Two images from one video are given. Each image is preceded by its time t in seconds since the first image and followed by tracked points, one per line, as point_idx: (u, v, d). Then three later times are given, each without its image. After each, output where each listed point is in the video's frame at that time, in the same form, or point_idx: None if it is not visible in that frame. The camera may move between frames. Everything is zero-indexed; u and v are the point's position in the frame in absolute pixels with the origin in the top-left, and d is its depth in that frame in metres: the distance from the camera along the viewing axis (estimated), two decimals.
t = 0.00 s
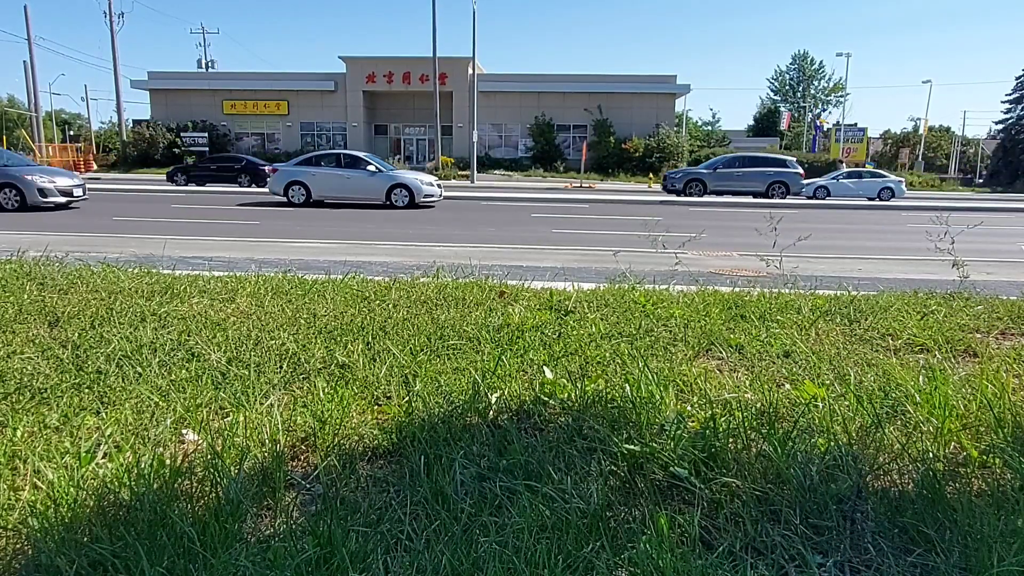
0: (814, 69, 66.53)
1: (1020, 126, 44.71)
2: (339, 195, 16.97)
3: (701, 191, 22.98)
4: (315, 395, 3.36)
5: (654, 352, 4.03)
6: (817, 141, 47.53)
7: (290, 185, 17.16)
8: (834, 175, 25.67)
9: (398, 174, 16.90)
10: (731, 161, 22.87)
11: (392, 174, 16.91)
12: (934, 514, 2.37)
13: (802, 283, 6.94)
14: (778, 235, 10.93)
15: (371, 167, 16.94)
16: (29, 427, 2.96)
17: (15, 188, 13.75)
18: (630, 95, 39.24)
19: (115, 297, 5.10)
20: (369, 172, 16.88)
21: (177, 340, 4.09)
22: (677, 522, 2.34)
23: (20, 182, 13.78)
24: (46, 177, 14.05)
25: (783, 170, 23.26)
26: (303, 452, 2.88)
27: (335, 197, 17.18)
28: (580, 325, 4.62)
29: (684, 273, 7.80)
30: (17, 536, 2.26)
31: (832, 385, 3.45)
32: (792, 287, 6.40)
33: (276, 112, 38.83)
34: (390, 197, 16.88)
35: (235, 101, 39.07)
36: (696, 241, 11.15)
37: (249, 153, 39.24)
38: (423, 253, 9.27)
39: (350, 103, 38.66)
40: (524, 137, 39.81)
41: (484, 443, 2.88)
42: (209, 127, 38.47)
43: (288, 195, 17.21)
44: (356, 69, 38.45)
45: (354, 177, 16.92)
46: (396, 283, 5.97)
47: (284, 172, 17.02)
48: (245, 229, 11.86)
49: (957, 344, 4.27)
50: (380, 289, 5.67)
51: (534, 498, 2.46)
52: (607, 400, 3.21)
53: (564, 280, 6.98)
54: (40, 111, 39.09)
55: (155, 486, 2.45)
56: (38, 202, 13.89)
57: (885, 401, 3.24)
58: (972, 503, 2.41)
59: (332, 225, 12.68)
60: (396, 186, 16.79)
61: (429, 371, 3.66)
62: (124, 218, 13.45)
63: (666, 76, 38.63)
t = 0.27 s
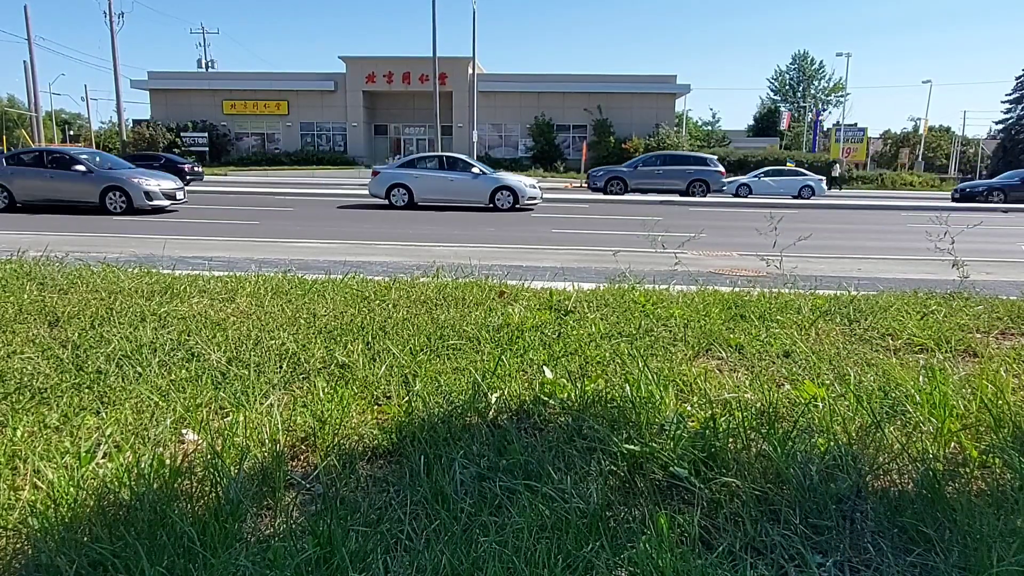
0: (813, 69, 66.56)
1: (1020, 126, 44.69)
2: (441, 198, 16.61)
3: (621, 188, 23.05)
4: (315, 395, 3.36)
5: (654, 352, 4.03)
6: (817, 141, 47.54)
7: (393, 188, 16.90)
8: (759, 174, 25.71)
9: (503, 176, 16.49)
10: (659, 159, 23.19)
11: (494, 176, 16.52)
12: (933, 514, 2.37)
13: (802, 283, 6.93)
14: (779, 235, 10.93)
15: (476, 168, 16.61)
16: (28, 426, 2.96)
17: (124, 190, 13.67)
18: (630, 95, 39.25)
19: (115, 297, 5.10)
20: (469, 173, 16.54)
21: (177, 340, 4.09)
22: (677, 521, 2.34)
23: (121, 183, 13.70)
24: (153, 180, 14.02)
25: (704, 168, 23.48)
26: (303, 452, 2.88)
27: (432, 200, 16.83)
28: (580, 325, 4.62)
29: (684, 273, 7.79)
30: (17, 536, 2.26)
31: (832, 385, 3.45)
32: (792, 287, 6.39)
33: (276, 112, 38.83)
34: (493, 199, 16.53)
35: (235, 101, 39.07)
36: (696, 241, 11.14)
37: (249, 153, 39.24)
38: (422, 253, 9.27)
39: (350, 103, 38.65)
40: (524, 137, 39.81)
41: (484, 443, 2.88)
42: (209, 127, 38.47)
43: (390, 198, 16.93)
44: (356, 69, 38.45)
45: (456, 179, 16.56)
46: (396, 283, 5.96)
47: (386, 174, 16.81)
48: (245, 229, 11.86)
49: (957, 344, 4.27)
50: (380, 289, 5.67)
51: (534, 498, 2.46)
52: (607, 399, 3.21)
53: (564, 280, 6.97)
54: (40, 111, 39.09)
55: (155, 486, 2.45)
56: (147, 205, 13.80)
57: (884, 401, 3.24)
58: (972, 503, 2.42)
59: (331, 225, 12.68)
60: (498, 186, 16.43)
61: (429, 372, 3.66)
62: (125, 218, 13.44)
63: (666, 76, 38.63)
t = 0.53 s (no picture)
0: (813, 69, 66.59)
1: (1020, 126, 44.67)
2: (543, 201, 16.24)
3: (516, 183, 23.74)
4: (315, 395, 3.36)
5: (654, 352, 4.02)
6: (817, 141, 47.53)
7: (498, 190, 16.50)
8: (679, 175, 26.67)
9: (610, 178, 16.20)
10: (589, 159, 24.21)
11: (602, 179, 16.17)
12: (934, 514, 2.36)
13: (802, 283, 6.92)
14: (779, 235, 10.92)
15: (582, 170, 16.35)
16: (28, 427, 2.96)
17: (232, 193, 13.60)
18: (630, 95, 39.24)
19: (115, 297, 5.10)
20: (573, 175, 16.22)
21: (177, 340, 4.09)
22: (677, 521, 2.34)
23: (227, 186, 13.64)
24: (257, 181, 13.99)
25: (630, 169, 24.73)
26: (303, 452, 2.88)
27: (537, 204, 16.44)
28: (580, 325, 4.62)
29: (684, 273, 7.79)
30: (17, 536, 2.26)
31: (832, 385, 3.44)
32: (793, 287, 6.39)
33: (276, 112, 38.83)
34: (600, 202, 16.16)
35: (235, 101, 39.07)
36: (696, 241, 11.14)
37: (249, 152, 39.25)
38: (422, 253, 9.26)
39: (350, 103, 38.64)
40: (524, 137, 39.80)
41: (484, 443, 2.88)
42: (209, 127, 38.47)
43: (493, 200, 16.57)
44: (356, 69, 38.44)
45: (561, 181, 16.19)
46: (396, 283, 5.96)
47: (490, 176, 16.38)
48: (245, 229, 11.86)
49: (957, 344, 4.26)
50: (380, 290, 5.67)
51: (534, 498, 2.46)
52: (607, 399, 3.20)
53: (564, 280, 6.97)
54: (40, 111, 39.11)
55: (155, 486, 2.45)
56: (253, 208, 13.76)
57: (885, 401, 3.24)
58: (972, 503, 2.41)
59: (331, 225, 12.67)
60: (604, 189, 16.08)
61: (429, 372, 3.66)
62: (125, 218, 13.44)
63: (666, 76, 38.63)
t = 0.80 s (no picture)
0: (813, 69, 66.65)
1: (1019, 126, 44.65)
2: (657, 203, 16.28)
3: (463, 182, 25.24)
4: (315, 395, 3.36)
5: (654, 352, 4.03)
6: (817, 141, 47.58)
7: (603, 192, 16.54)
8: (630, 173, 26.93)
9: (714, 183, 16.34)
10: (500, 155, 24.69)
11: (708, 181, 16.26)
12: (934, 515, 2.37)
13: (802, 283, 6.94)
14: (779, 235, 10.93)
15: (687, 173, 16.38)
16: (28, 426, 2.96)
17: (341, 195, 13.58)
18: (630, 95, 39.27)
19: (115, 297, 5.10)
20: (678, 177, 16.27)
21: (177, 340, 4.09)
22: (677, 521, 2.34)
23: (340, 188, 13.63)
24: (366, 185, 14.04)
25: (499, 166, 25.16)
26: (303, 452, 2.88)
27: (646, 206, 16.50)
28: (580, 325, 4.63)
29: (684, 273, 7.80)
30: (17, 536, 2.26)
31: (832, 385, 3.45)
32: (793, 287, 6.40)
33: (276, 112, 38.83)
34: (707, 205, 16.23)
35: (235, 101, 39.08)
36: (696, 241, 11.15)
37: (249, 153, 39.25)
38: (422, 253, 9.28)
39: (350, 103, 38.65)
40: (524, 137, 39.82)
41: (484, 443, 2.88)
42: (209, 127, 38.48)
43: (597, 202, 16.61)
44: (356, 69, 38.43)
45: (666, 182, 16.26)
46: (396, 283, 5.97)
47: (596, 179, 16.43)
48: (245, 229, 11.87)
49: (957, 344, 4.27)
50: (380, 289, 5.68)
51: (534, 498, 2.46)
52: (607, 399, 3.21)
53: (564, 280, 6.98)
54: (40, 111, 39.11)
55: (155, 486, 2.45)
56: (364, 210, 13.71)
57: (884, 401, 3.24)
58: (972, 503, 2.42)
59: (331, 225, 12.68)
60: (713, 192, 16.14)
61: (429, 372, 3.66)
62: (125, 218, 13.45)
63: (666, 77, 38.65)
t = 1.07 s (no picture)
0: (813, 69, 66.71)
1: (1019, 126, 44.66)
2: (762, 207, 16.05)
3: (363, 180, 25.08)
4: (315, 395, 3.36)
5: (654, 353, 4.03)
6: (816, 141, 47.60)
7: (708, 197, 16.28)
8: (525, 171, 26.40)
9: (825, 185, 16.09)
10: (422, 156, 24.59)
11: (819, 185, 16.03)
12: (933, 515, 2.37)
13: (802, 283, 6.94)
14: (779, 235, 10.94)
15: (795, 176, 16.13)
16: (28, 426, 2.95)
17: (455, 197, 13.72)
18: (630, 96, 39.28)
19: (115, 297, 5.10)
20: (789, 181, 16.18)
21: (177, 340, 4.09)
22: (677, 522, 2.34)
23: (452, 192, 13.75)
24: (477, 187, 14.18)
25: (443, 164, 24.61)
26: (303, 452, 2.88)
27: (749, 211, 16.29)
28: (580, 325, 4.63)
29: (684, 273, 7.80)
30: (17, 536, 2.26)
31: (832, 385, 3.45)
32: (793, 287, 6.41)
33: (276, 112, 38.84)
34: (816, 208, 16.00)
35: (235, 101, 39.08)
36: (696, 241, 11.15)
37: (249, 152, 39.25)
38: (423, 253, 9.28)
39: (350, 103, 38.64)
40: (524, 137, 39.82)
41: (484, 443, 2.88)
42: (209, 127, 38.47)
43: (705, 207, 16.30)
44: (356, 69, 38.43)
45: (773, 185, 16.00)
46: (396, 283, 5.97)
47: (704, 182, 16.16)
48: (245, 229, 11.87)
49: (957, 344, 4.27)
50: (380, 289, 5.68)
51: (534, 498, 2.46)
52: (607, 399, 3.21)
53: (565, 280, 6.98)
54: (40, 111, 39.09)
55: (155, 486, 2.45)
56: (475, 213, 13.87)
57: (884, 401, 3.25)
58: (972, 503, 2.42)
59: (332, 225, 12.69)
60: (821, 195, 15.94)
61: (429, 372, 3.66)
62: (125, 218, 13.45)
63: (666, 77, 38.65)
